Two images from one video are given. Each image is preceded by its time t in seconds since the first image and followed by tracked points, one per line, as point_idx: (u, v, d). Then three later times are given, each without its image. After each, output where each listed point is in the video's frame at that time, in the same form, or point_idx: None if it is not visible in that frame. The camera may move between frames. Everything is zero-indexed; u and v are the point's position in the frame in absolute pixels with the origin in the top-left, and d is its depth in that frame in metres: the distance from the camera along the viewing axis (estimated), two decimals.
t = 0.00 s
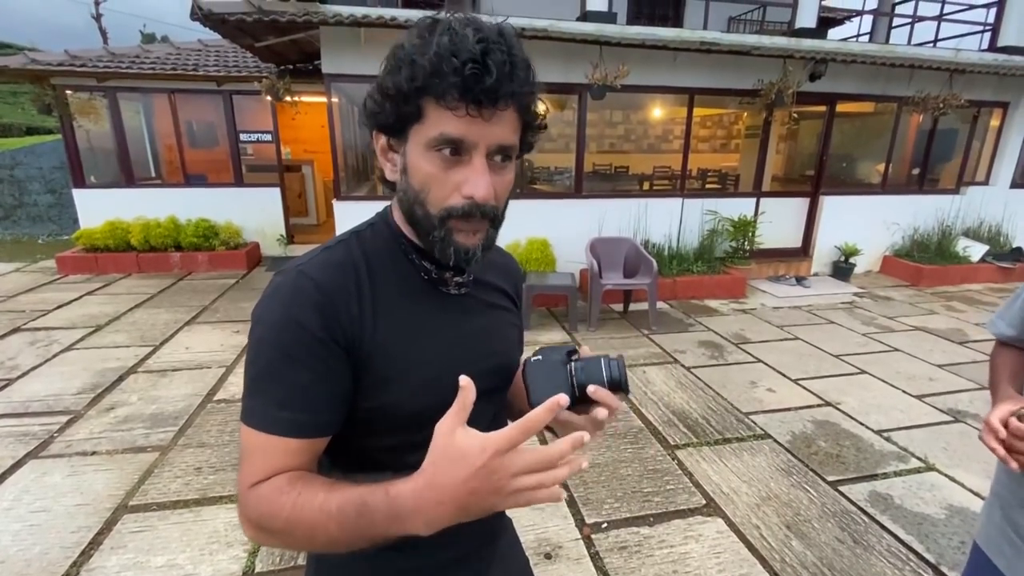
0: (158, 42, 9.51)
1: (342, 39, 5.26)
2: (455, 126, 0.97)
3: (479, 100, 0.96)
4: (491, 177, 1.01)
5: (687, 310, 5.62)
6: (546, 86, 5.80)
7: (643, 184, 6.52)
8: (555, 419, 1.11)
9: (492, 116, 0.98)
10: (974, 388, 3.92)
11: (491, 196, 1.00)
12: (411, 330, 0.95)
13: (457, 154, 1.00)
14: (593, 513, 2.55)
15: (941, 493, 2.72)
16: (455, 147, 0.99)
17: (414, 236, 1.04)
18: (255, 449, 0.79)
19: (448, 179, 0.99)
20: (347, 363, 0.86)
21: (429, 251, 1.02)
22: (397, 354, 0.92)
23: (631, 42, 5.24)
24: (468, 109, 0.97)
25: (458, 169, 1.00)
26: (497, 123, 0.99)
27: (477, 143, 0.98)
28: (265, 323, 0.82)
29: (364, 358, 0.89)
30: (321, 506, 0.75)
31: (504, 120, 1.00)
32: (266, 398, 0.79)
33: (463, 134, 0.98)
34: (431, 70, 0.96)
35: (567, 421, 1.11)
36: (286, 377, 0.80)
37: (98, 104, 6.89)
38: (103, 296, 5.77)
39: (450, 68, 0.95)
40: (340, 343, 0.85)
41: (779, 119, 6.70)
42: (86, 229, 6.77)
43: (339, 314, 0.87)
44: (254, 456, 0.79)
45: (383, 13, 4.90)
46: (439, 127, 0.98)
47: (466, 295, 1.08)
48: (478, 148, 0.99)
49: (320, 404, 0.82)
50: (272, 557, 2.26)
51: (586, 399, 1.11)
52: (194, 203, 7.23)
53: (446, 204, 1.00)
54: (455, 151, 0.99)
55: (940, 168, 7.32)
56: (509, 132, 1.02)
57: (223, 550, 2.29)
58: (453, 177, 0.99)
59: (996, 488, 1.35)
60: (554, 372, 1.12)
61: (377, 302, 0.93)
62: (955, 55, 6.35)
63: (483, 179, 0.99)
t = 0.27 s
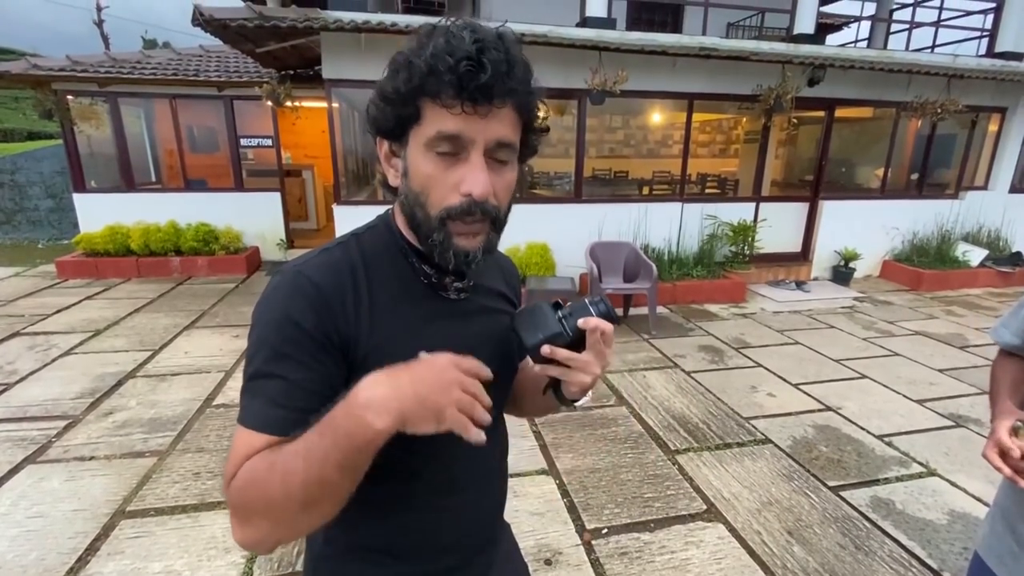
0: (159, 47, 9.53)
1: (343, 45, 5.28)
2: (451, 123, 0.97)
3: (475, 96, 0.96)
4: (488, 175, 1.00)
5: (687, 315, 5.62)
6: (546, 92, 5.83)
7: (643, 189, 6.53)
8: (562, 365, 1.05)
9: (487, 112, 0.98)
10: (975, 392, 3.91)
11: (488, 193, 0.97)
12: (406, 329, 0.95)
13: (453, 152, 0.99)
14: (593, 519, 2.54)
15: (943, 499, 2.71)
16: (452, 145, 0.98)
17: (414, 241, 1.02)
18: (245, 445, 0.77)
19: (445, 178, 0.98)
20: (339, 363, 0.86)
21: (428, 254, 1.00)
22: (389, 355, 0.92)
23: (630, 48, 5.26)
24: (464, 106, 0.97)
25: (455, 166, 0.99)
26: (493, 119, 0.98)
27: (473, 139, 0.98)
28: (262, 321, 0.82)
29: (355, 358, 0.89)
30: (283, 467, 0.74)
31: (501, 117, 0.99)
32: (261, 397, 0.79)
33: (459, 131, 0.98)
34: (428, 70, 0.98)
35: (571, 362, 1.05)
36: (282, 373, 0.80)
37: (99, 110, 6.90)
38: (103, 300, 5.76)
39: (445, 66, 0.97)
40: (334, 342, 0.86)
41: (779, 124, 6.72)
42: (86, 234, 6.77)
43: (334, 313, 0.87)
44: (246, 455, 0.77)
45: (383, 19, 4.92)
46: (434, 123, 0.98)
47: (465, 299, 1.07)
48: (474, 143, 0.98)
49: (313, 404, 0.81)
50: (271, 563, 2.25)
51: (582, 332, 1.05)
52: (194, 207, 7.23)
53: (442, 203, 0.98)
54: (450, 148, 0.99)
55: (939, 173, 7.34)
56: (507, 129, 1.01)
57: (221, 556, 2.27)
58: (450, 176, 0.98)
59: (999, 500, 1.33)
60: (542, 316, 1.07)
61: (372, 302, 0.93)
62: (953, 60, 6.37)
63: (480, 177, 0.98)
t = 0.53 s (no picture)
0: (161, 53, 9.59)
1: (344, 51, 5.31)
2: (436, 113, 0.98)
3: (458, 85, 0.98)
4: (473, 166, 1.00)
5: (688, 319, 5.62)
6: (546, 97, 5.84)
7: (642, 194, 6.54)
8: (562, 388, 1.10)
9: (472, 102, 0.98)
10: (976, 397, 3.90)
11: (470, 182, 0.97)
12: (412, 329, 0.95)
13: (439, 143, 1.00)
14: (593, 524, 2.53)
15: (945, 504, 2.70)
16: (437, 136, 0.99)
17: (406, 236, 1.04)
18: (260, 444, 0.78)
19: (429, 168, 0.99)
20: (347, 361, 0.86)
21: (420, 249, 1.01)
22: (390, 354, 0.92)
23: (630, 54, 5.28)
24: (447, 95, 0.98)
25: (440, 158, 1.00)
26: (477, 109, 0.99)
27: (457, 130, 0.99)
28: (272, 316, 0.82)
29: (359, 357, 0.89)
30: (279, 467, 0.71)
31: (486, 107, 0.99)
32: (269, 393, 0.79)
33: (445, 121, 0.98)
34: (415, 65, 1.01)
35: (572, 389, 1.09)
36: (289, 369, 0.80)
37: (100, 115, 6.92)
38: (102, 305, 5.76)
39: (431, 59, 0.99)
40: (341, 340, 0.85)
41: (778, 129, 6.74)
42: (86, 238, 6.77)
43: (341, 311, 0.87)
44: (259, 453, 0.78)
45: (384, 25, 4.94)
46: (420, 116, 0.99)
47: (464, 301, 1.07)
48: (458, 134, 0.99)
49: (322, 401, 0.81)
50: (269, 569, 2.23)
51: (591, 361, 1.09)
52: (194, 212, 7.24)
53: (426, 193, 0.99)
54: (437, 139, 1.00)
55: (938, 178, 7.36)
56: (494, 120, 1.00)
57: (219, 562, 2.26)
58: (434, 166, 0.99)
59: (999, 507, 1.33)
60: (558, 338, 1.13)
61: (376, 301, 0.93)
62: (951, 66, 6.40)
63: (463, 165, 0.98)
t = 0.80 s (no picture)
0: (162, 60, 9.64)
1: (345, 58, 5.34)
2: (439, 122, 0.99)
3: (460, 93, 0.99)
4: (475, 172, 1.01)
5: (688, 324, 5.62)
6: (545, 102, 5.87)
7: (641, 199, 6.56)
8: (553, 408, 1.11)
9: (473, 110, 0.99)
10: (975, 402, 3.90)
11: (472, 189, 0.99)
12: (412, 333, 0.95)
13: (442, 151, 1.01)
14: (593, 529, 2.52)
15: (945, 509, 2.69)
16: (440, 144, 1.01)
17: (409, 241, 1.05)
18: (266, 456, 0.79)
19: (433, 176, 1.01)
20: (348, 366, 0.86)
21: (423, 256, 1.02)
22: (393, 358, 0.92)
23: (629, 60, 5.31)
24: (449, 103, 0.99)
25: (443, 165, 1.01)
26: (478, 116, 0.99)
27: (460, 138, 1.00)
28: (273, 324, 0.83)
29: (363, 361, 0.89)
30: (310, 518, 0.72)
31: (487, 114, 1.00)
32: (275, 402, 0.80)
33: (447, 130, 1.00)
34: (417, 73, 1.01)
35: (563, 410, 1.10)
36: (293, 380, 0.80)
37: (102, 120, 6.95)
38: (102, 310, 5.76)
39: (433, 68, 1.00)
40: (342, 345, 0.86)
41: (776, 134, 6.77)
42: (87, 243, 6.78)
43: (342, 316, 0.87)
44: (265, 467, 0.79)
45: (385, 32, 4.98)
46: (423, 124, 1.00)
47: (467, 305, 1.08)
48: (461, 142, 1.00)
49: (325, 407, 0.81)
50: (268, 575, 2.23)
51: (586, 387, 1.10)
52: (195, 217, 7.27)
53: (430, 200, 1.01)
54: (440, 147, 1.01)
55: (937, 184, 7.38)
56: (496, 128, 1.01)
57: (219, 567, 2.26)
58: (438, 174, 1.01)
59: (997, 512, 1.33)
60: (558, 359, 1.15)
61: (378, 306, 0.93)
62: (948, 72, 6.44)
63: (465, 172, 0.99)
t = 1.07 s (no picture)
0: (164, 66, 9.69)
1: (346, 64, 5.37)
2: (438, 128, 1.00)
3: (460, 100, 1.00)
4: (474, 178, 1.02)
5: (688, 329, 5.63)
6: (545, 108, 5.90)
7: (641, 204, 6.58)
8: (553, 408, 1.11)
9: (473, 117, 1.01)
10: (975, 406, 3.90)
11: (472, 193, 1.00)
12: (413, 336, 0.96)
13: (441, 156, 1.02)
14: (593, 534, 2.52)
15: (946, 514, 2.69)
16: (440, 150, 1.02)
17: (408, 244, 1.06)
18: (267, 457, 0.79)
19: (433, 181, 1.02)
20: (350, 369, 0.86)
21: (422, 259, 1.03)
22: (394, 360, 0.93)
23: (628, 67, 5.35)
24: (449, 109, 1.00)
25: (442, 170, 1.02)
26: (477, 122, 1.01)
27: (459, 144, 1.01)
28: (276, 329, 0.83)
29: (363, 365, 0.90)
30: (314, 510, 0.73)
31: (486, 120, 1.01)
32: (276, 407, 0.80)
33: (446, 136, 1.01)
34: (417, 79, 1.02)
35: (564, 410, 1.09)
36: (295, 386, 0.81)
37: (104, 126, 6.98)
38: (103, 314, 5.77)
39: (432, 74, 1.01)
40: (344, 349, 0.86)
41: (775, 140, 6.80)
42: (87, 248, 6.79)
43: (343, 321, 0.88)
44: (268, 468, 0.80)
45: (386, 38, 5.02)
46: (423, 130, 1.01)
47: (466, 308, 1.09)
48: (460, 148, 1.01)
49: (327, 410, 0.82)
50: None
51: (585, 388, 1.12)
52: (196, 222, 7.29)
53: (430, 204, 1.02)
54: (439, 152, 1.02)
55: (935, 189, 7.40)
56: (494, 134, 1.03)
57: (218, 572, 2.25)
58: (437, 179, 1.02)
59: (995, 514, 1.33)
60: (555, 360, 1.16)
61: (378, 310, 0.94)
62: (946, 78, 6.48)
63: (464, 177, 1.01)
